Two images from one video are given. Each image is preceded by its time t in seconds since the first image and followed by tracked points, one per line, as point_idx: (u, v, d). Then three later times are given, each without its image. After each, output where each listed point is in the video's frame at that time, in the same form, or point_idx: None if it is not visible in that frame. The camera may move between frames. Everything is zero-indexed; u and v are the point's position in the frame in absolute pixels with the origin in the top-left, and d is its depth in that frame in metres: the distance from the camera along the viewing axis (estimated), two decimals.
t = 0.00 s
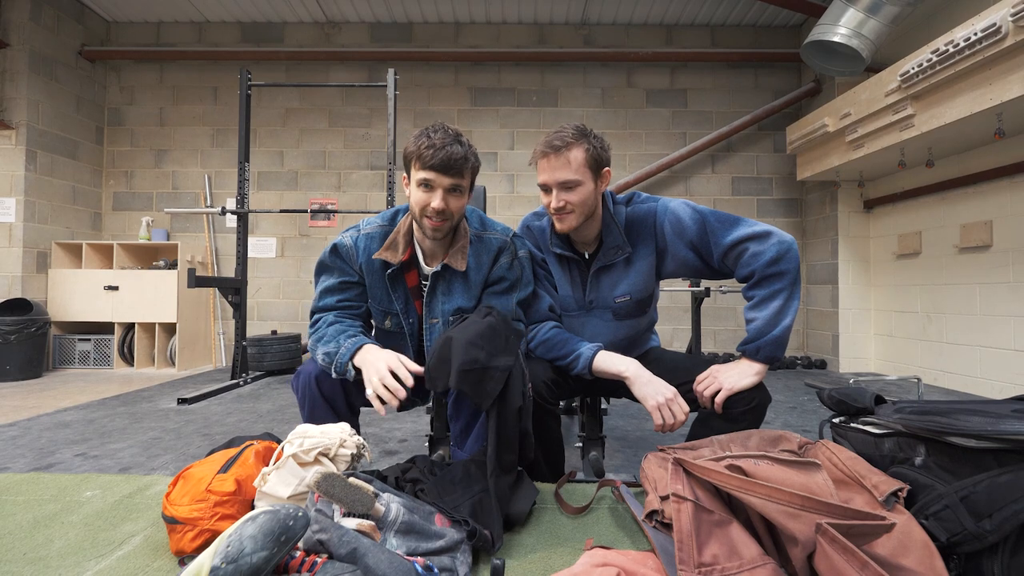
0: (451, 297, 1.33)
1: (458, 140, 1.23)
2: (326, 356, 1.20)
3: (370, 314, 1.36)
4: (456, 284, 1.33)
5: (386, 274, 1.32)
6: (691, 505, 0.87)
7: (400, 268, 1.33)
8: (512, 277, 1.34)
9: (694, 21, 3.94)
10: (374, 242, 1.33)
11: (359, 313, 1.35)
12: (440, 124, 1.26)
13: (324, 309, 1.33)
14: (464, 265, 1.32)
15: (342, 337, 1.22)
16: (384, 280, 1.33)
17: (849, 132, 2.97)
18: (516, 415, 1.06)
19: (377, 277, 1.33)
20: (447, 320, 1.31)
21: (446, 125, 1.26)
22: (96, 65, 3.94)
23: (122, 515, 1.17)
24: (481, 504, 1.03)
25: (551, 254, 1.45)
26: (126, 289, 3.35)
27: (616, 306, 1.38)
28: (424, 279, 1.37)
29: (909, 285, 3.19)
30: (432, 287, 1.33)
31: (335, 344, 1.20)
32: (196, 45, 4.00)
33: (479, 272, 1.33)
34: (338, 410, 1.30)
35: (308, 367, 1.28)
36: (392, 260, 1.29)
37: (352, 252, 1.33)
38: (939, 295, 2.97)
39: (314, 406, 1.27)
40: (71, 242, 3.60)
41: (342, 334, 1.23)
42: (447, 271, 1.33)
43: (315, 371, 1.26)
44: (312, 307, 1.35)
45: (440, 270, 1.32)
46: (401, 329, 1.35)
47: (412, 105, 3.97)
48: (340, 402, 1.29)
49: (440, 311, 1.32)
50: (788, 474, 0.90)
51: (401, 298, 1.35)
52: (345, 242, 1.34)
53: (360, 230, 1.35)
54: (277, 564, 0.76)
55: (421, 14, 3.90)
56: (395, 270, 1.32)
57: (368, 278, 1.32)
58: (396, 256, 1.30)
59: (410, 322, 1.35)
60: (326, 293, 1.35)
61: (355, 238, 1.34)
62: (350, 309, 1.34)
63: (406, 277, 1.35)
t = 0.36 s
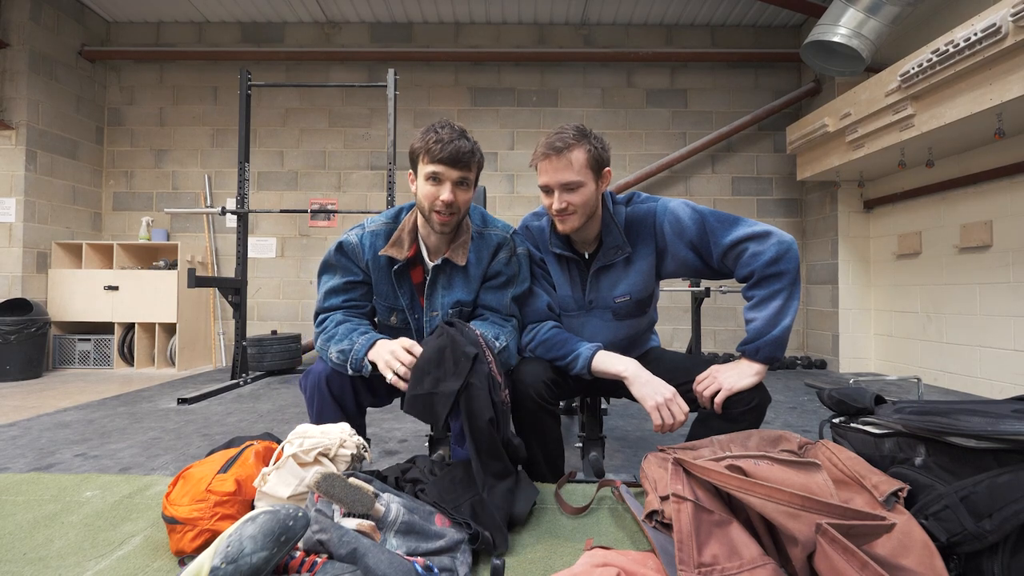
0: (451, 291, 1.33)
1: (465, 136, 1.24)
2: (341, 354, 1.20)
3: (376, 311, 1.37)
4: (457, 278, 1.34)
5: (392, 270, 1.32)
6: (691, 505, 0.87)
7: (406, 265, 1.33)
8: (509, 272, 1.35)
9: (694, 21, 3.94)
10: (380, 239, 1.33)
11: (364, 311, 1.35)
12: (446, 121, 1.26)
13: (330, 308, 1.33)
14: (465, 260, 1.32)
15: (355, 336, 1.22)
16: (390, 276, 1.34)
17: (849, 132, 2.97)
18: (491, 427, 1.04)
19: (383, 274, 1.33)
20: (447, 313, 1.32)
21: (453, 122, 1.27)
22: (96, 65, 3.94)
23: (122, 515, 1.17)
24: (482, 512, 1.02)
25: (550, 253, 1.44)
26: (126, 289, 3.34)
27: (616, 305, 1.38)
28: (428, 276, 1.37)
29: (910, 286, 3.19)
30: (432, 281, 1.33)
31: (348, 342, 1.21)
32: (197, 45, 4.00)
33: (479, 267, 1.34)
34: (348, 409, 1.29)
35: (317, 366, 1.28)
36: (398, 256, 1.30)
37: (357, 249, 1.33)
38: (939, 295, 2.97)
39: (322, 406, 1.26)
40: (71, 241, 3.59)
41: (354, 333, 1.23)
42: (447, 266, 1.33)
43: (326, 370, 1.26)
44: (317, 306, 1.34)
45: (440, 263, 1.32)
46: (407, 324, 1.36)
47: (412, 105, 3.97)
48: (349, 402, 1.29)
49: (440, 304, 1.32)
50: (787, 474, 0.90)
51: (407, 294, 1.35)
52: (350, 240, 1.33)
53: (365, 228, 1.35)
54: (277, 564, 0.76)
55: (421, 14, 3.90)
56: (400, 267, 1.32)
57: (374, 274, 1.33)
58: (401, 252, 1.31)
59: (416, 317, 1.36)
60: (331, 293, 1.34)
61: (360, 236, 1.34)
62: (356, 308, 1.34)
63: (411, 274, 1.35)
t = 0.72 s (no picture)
0: (457, 300, 1.33)
1: (461, 146, 1.23)
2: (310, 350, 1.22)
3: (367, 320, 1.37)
4: (461, 288, 1.34)
5: (383, 280, 1.31)
6: (691, 505, 0.87)
7: (397, 274, 1.32)
8: (513, 278, 1.35)
9: (694, 22, 3.94)
10: (370, 248, 1.33)
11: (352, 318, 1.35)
12: (443, 130, 1.26)
13: (316, 311, 1.34)
14: (470, 269, 1.32)
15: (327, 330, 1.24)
16: (380, 286, 1.33)
17: (849, 133, 2.97)
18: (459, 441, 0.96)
19: (372, 283, 1.32)
20: (453, 323, 1.33)
21: (449, 130, 1.26)
22: (96, 66, 3.94)
23: (122, 516, 1.17)
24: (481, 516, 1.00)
25: (551, 255, 1.45)
26: (126, 289, 3.35)
27: (616, 306, 1.38)
28: (421, 286, 1.37)
29: (910, 286, 3.19)
30: (437, 292, 1.34)
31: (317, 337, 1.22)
32: (197, 45, 4.00)
33: (483, 274, 1.34)
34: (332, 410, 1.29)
35: (302, 367, 1.30)
36: (389, 265, 1.29)
37: (347, 258, 1.34)
38: (939, 295, 2.97)
39: (307, 406, 1.28)
40: (71, 242, 3.59)
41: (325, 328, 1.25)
42: (453, 275, 1.34)
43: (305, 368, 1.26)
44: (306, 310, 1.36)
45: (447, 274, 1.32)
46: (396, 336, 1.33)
47: (412, 105, 3.98)
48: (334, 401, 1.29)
49: (446, 315, 1.33)
50: (787, 475, 0.90)
51: (397, 304, 1.34)
52: (340, 249, 1.35)
53: (355, 235, 1.36)
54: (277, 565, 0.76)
55: (421, 14, 3.90)
56: (391, 276, 1.31)
57: (362, 284, 1.32)
58: (393, 261, 1.30)
59: (406, 329, 1.34)
60: (318, 297, 1.35)
61: (349, 244, 1.35)
62: (341, 312, 1.34)
63: (403, 283, 1.34)
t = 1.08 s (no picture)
0: (454, 300, 1.33)
1: (455, 146, 1.23)
2: (303, 356, 1.23)
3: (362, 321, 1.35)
4: (458, 289, 1.34)
5: (379, 281, 1.31)
6: (691, 505, 0.87)
7: (394, 274, 1.31)
8: (512, 278, 1.35)
9: (694, 21, 3.94)
10: (367, 247, 1.33)
11: (348, 317, 1.37)
12: (437, 129, 1.26)
13: (313, 311, 1.35)
14: (466, 269, 1.32)
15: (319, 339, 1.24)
16: (376, 286, 1.32)
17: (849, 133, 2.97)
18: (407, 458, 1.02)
19: (370, 283, 1.32)
20: (451, 324, 1.32)
21: (443, 130, 1.26)
22: (96, 65, 3.94)
23: (122, 515, 1.17)
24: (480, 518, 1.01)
25: (552, 255, 1.45)
26: (127, 289, 3.35)
27: (618, 306, 1.38)
28: (418, 286, 1.37)
29: (910, 286, 3.19)
30: (434, 293, 1.33)
31: (311, 343, 1.24)
32: (197, 45, 4.00)
33: (481, 274, 1.34)
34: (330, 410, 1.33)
35: (296, 368, 1.31)
36: (386, 265, 1.28)
37: (343, 258, 1.34)
38: (939, 295, 2.97)
39: (302, 405, 1.31)
40: (71, 242, 3.59)
41: (319, 333, 1.26)
42: (450, 276, 1.34)
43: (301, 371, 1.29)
44: (303, 309, 1.37)
45: (443, 274, 1.32)
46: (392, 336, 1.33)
47: (412, 105, 3.98)
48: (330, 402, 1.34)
49: (442, 316, 1.33)
50: (788, 474, 0.90)
51: (393, 305, 1.33)
52: (336, 249, 1.34)
53: (352, 235, 1.35)
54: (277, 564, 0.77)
55: (421, 14, 3.90)
56: (388, 277, 1.31)
57: (359, 285, 1.32)
58: (390, 262, 1.29)
59: (402, 329, 1.34)
60: (315, 297, 1.36)
61: (345, 245, 1.34)
62: (338, 312, 1.35)
63: (400, 284, 1.34)
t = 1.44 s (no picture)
0: (450, 296, 1.33)
1: (442, 135, 1.24)
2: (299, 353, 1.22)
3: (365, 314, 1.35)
4: (455, 284, 1.34)
5: (381, 272, 1.32)
6: (691, 505, 0.87)
7: (395, 266, 1.33)
8: (510, 275, 1.34)
9: (694, 21, 3.94)
10: (369, 241, 1.34)
11: (349, 313, 1.34)
12: (426, 121, 1.27)
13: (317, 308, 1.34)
14: (462, 263, 1.32)
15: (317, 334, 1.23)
16: (378, 279, 1.33)
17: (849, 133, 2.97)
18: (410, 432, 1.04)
19: (372, 276, 1.33)
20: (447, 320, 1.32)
21: (432, 122, 1.27)
22: (95, 65, 3.94)
23: (122, 515, 1.17)
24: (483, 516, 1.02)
25: (551, 255, 1.45)
26: (126, 289, 3.34)
27: (617, 306, 1.38)
28: (420, 278, 1.37)
29: (910, 285, 3.19)
30: (430, 287, 1.33)
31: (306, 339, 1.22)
32: (196, 45, 4.00)
33: (478, 271, 1.34)
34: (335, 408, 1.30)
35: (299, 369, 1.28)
36: (387, 257, 1.30)
37: (345, 252, 1.35)
38: (940, 295, 2.97)
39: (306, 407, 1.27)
40: (71, 241, 3.59)
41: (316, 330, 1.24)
42: (445, 271, 1.34)
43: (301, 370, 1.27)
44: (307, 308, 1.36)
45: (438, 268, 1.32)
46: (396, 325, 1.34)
47: (412, 105, 3.97)
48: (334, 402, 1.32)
49: (439, 311, 1.32)
50: (788, 475, 0.90)
51: (396, 297, 1.34)
52: (338, 244, 1.35)
53: (355, 230, 1.36)
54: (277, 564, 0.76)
55: (421, 14, 3.90)
56: (390, 268, 1.32)
57: (361, 276, 1.32)
58: (391, 254, 1.30)
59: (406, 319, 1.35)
60: (319, 294, 1.35)
61: (348, 239, 1.35)
62: (340, 308, 1.33)
63: (402, 275, 1.35)
